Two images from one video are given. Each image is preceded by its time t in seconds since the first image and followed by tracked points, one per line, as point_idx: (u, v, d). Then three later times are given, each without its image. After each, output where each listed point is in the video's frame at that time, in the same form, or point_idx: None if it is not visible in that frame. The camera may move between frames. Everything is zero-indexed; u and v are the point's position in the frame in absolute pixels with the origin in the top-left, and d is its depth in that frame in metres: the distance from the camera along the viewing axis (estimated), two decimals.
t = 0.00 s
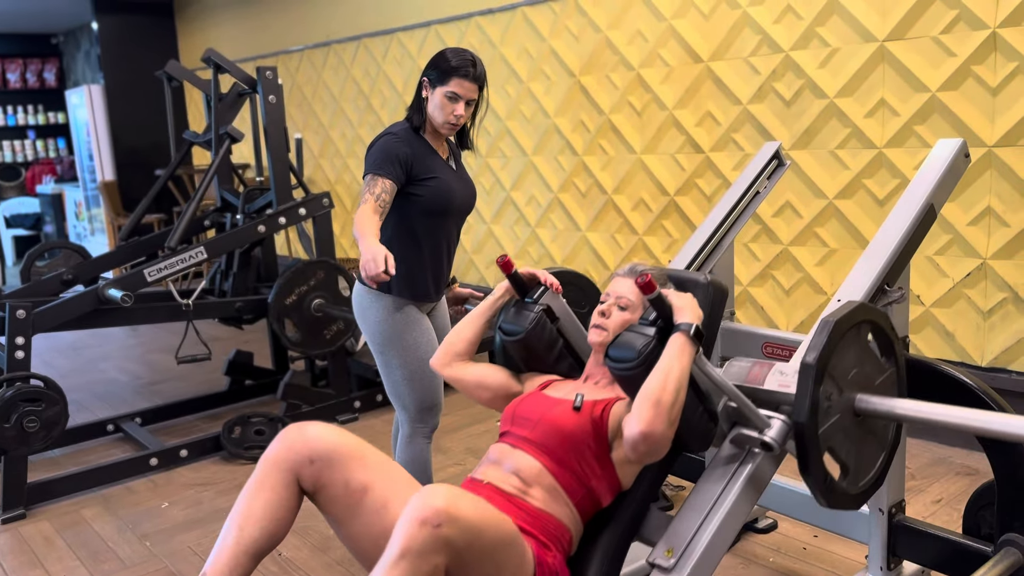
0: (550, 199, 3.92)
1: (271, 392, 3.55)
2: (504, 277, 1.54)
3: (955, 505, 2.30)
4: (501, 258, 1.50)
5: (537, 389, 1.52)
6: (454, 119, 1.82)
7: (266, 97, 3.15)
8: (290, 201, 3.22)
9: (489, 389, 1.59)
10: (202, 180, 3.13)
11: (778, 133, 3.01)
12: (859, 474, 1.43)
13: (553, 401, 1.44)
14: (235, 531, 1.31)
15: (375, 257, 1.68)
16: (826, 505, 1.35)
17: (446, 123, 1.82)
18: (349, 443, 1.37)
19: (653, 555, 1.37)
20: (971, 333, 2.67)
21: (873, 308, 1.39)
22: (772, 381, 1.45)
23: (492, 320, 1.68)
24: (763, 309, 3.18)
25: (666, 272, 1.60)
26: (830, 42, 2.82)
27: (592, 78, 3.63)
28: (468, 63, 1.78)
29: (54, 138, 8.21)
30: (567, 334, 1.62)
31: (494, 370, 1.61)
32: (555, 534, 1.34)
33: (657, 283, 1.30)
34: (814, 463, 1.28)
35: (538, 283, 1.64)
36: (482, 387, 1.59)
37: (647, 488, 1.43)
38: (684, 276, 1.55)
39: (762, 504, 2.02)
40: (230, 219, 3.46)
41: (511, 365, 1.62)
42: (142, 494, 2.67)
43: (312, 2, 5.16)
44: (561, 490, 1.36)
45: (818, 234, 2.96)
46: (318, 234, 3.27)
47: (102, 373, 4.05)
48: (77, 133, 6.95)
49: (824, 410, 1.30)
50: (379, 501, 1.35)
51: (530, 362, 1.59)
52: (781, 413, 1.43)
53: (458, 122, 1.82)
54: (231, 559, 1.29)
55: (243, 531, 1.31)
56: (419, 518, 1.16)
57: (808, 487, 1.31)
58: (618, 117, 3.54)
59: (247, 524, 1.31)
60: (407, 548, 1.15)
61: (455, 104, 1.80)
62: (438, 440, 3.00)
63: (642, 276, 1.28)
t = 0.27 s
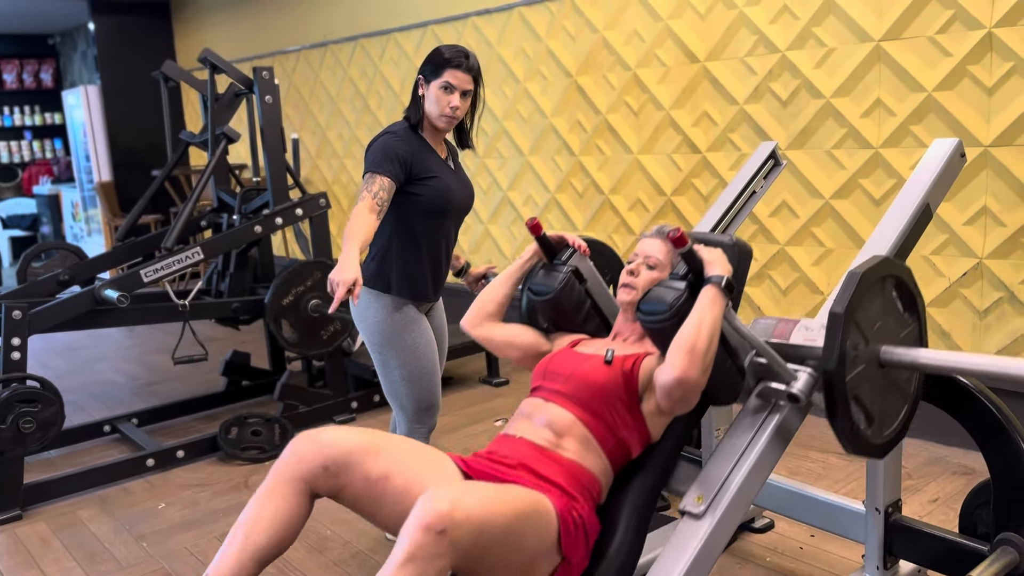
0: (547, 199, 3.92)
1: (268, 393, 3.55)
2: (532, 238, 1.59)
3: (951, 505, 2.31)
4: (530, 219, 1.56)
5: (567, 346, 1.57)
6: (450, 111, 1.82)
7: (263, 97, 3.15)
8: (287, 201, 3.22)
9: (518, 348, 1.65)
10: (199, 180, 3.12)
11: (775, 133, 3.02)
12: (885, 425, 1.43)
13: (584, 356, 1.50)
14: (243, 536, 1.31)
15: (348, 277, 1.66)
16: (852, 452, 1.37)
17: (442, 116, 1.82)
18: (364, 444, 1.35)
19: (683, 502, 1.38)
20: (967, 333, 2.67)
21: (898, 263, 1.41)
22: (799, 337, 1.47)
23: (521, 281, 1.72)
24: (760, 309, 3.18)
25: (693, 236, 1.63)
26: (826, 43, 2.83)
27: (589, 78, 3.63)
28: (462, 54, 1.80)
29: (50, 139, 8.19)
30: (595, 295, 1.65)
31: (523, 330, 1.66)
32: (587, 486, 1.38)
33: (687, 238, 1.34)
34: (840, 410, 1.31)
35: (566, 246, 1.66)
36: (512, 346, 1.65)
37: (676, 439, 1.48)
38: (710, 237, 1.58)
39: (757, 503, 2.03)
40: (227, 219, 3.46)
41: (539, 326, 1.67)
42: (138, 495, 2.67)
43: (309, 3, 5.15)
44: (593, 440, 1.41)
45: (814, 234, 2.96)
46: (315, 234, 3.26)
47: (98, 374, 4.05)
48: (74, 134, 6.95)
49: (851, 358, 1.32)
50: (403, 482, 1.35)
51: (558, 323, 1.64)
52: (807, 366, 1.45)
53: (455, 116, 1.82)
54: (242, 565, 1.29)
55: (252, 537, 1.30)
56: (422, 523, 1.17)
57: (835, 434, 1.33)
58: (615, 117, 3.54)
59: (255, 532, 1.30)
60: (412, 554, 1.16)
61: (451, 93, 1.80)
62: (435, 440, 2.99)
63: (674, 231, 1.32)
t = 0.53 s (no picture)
0: (545, 199, 3.92)
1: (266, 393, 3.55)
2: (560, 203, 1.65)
3: (948, 504, 2.31)
4: (559, 184, 1.62)
5: (596, 307, 1.67)
6: (447, 110, 1.82)
7: (260, 97, 3.14)
8: (284, 201, 3.21)
9: (546, 311, 1.72)
10: (196, 180, 3.12)
11: (772, 133, 3.02)
12: (906, 378, 1.46)
13: (612, 316, 1.60)
14: (261, 556, 1.29)
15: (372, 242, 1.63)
16: (877, 404, 1.39)
17: (439, 115, 1.82)
18: (392, 460, 1.35)
19: (712, 454, 1.47)
20: (965, 332, 2.68)
21: (918, 221, 1.46)
22: (823, 295, 1.57)
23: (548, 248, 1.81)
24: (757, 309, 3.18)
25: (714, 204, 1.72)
26: (823, 42, 2.83)
27: (586, 78, 3.63)
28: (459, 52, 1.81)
29: (48, 140, 8.17)
30: (621, 260, 1.75)
31: (550, 294, 1.73)
32: (617, 441, 1.45)
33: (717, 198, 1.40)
34: (868, 360, 1.33)
35: (592, 211, 1.72)
36: (540, 308, 1.72)
37: (703, 394, 1.56)
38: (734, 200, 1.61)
39: (754, 503, 2.03)
40: (224, 219, 3.46)
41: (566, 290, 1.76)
42: (136, 495, 2.67)
43: (306, 3, 5.15)
44: (623, 396, 1.49)
45: (811, 234, 2.96)
46: (313, 235, 3.26)
47: (96, 374, 4.04)
48: (71, 134, 6.94)
49: (876, 313, 1.35)
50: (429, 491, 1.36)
51: (586, 285, 1.73)
52: (830, 324, 1.54)
53: (452, 115, 1.82)
54: None
55: (276, 560, 1.28)
56: (432, 548, 1.19)
57: (861, 385, 1.35)
58: (612, 117, 3.55)
59: (277, 555, 1.29)
60: None
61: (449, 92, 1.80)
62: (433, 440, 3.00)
63: (705, 189, 1.36)
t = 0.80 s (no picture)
0: (544, 199, 3.92)
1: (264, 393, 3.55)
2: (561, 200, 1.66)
3: (947, 503, 2.31)
4: (559, 181, 1.63)
5: (597, 305, 1.67)
6: (451, 114, 1.82)
7: (258, 97, 3.14)
8: (282, 201, 3.21)
9: (547, 308, 1.72)
10: (195, 180, 3.11)
11: (770, 132, 3.02)
12: (906, 375, 1.46)
13: (612, 314, 1.60)
14: (264, 561, 1.30)
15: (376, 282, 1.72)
16: (876, 400, 1.39)
17: (443, 119, 1.82)
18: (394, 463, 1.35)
19: (712, 451, 1.48)
20: (963, 332, 2.68)
21: (917, 219, 1.47)
22: (823, 292, 1.57)
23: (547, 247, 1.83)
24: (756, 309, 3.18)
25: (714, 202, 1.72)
26: (821, 42, 2.83)
27: (585, 78, 3.63)
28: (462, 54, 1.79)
29: (46, 140, 8.15)
30: (621, 258, 1.76)
31: (551, 292, 1.74)
32: (618, 438, 1.45)
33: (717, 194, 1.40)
34: (867, 357, 1.33)
35: (593, 209, 1.76)
36: (541, 306, 1.72)
37: (703, 391, 1.56)
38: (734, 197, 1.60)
39: (753, 502, 2.03)
40: (223, 219, 3.45)
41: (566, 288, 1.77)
42: (135, 496, 2.67)
43: (304, 2, 5.14)
44: (624, 394, 1.49)
45: (810, 233, 2.96)
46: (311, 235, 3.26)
47: (94, 375, 4.04)
48: (69, 134, 6.93)
49: (876, 309, 1.35)
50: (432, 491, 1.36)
51: (586, 283, 1.74)
52: (830, 321, 1.55)
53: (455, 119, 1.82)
54: None
55: (279, 567, 1.29)
56: (432, 552, 1.19)
57: (860, 381, 1.35)
58: (611, 116, 3.55)
59: (281, 561, 1.29)
60: None
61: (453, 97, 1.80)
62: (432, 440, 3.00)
63: (705, 185, 1.38)
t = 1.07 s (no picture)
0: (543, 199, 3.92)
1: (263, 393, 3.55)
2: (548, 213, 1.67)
3: (946, 502, 2.31)
4: (547, 195, 1.64)
5: (583, 319, 1.67)
6: (455, 118, 1.83)
7: (257, 97, 3.14)
8: (281, 201, 3.21)
9: (534, 322, 1.71)
10: (193, 180, 3.11)
11: (768, 132, 3.02)
12: (896, 392, 1.46)
13: (600, 328, 1.60)
14: (250, 545, 1.31)
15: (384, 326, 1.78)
16: (864, 418, 1.39)
17: (447, 122, 1.83)
18: (377, 451, 1.35)
19: (699, 469, 1.47)
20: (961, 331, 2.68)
21: (907, 234, 1.46)
22: (811, 307, 1.55)
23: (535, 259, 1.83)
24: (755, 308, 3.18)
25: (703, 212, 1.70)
26: (820, 41, 2.83)
27: (584, 77, 3.63)
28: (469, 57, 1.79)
29: (44, 139, 8.14)
30: (607, 271, 1.76)
31: (538, 305, 1.74)
32: (603, 457, 1.44)
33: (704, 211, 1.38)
34: (854, 376, 1.33)
35: (580, 222, 1.76)
36: (527, 319, 1.72)
37: (690, 408, 1.56)
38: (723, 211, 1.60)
39: (754, 502, 2.04)
40: (222, 219, 3.45)
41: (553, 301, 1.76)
42: (134, 496, 2.67)
43: (303, 2, 5.14)
44: (610, 410, 1.49)
45: (809, 233, 2.96)
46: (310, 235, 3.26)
47: (93, 375, 4.04)
48: (67, 134, 6.92)
49: (864, 327, 1.35)
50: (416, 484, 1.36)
51: (574, 297, 1.73)
52: (819, 336, 1.53)
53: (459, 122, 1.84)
54: None
55: (264, 550, 1.30)
56: (424, 533, 1.19)
57: (848, 400, 1.35)
58: (610, 116, 3.55)
59: (265, 546, 1.31)
60: (416, 564, 1.17)
61: (459, 100, 1.80)
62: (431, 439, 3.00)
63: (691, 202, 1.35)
